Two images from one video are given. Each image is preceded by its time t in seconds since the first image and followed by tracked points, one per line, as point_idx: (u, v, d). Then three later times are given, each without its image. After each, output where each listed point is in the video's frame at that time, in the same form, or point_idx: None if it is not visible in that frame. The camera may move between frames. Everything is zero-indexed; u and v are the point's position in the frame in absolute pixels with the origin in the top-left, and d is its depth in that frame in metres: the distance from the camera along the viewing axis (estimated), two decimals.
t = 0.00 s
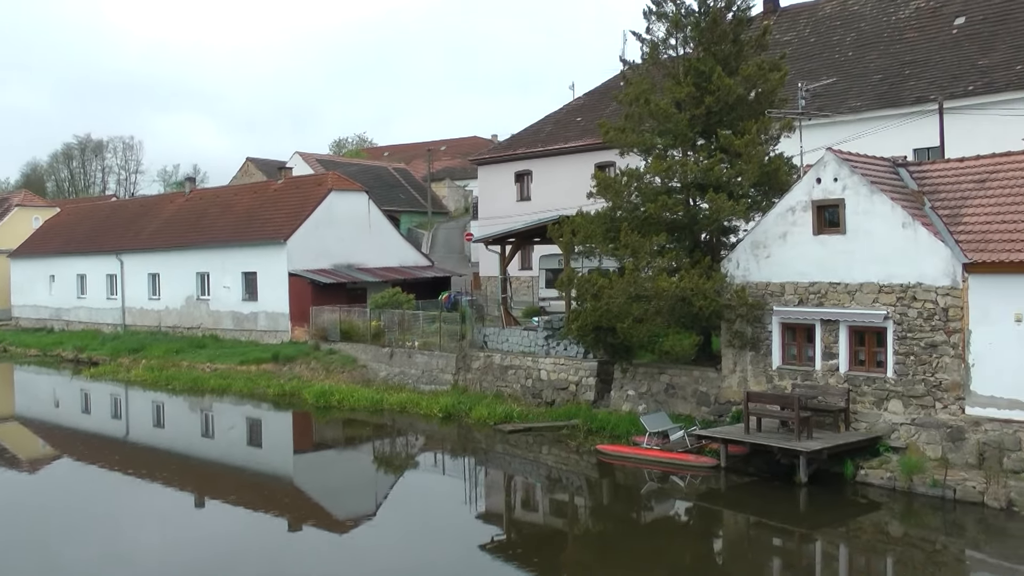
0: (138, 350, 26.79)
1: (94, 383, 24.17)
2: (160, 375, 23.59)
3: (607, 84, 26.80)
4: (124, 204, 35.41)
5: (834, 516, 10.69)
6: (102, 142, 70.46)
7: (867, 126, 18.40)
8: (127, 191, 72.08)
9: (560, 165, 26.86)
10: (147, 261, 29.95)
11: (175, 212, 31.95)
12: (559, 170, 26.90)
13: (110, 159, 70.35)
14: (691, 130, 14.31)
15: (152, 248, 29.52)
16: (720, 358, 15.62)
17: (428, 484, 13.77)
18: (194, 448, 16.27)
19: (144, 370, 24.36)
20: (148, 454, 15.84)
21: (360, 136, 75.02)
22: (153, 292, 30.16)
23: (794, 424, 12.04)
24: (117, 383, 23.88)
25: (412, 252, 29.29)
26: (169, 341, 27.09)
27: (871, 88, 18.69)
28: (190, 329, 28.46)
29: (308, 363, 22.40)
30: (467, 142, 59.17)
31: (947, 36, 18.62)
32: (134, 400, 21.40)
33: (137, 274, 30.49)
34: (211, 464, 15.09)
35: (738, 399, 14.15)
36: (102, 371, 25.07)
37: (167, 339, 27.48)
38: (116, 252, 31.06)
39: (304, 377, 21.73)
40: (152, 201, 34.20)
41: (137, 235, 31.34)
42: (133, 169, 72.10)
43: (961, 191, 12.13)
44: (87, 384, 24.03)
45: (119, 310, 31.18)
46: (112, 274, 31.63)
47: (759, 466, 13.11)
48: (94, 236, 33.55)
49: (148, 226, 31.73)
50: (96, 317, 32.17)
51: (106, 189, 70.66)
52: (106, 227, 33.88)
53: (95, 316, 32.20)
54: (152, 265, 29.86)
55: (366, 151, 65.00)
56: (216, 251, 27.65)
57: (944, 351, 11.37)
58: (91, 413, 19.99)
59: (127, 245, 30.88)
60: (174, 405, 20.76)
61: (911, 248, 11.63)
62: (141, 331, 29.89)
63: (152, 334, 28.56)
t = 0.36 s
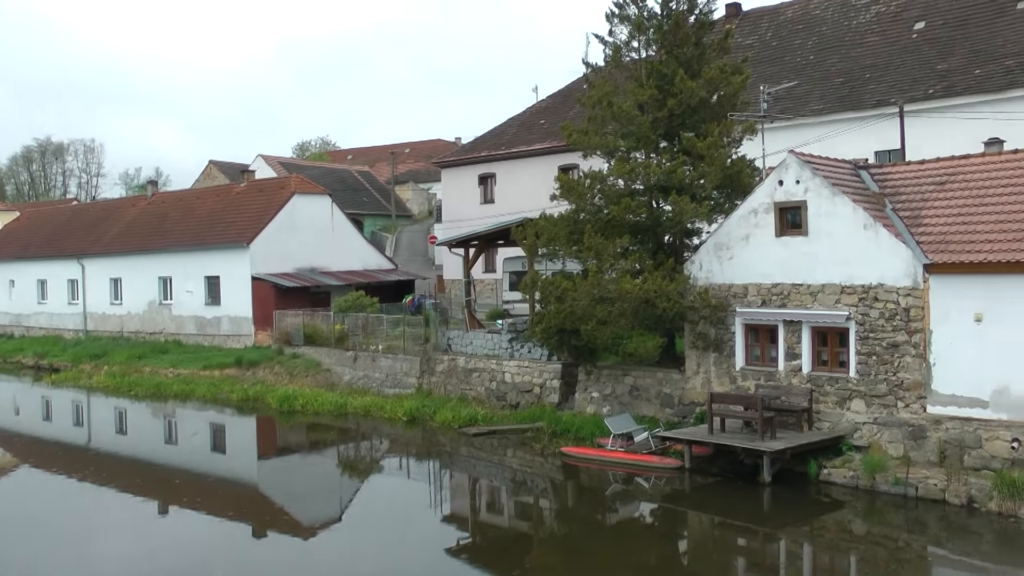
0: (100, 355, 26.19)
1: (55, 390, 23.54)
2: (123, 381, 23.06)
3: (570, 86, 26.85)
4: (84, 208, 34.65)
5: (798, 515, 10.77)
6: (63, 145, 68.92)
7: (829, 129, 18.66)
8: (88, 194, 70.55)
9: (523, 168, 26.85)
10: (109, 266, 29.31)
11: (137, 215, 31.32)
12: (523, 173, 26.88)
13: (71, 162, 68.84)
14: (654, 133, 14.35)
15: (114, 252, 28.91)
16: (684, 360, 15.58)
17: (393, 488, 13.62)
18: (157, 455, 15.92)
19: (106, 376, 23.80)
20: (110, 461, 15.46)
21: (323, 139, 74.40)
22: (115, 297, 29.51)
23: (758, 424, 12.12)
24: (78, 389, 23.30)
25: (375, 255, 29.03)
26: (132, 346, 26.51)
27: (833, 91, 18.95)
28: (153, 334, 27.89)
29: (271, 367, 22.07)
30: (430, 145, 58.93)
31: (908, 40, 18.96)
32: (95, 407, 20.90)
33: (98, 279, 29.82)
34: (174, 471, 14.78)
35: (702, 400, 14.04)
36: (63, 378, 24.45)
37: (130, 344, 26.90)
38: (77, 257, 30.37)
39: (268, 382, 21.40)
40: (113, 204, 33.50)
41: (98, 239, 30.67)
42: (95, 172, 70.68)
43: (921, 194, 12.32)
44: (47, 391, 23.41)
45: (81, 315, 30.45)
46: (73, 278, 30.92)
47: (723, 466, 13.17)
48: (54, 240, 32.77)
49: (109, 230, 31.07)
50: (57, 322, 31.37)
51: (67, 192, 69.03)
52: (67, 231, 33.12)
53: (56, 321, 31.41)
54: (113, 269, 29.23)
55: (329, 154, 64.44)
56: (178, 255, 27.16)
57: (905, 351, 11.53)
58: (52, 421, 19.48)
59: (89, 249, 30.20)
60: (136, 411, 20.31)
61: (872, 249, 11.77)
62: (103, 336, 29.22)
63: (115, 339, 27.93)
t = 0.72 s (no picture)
0: (61, 358, 25.70)
1: (14, 394, 23.03)
2: (84, 384, 22.63)
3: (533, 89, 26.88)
4: (45, 209, 33.99)
5: (761, 516, 10.85)
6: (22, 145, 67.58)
7: (789, 132, 18.90)
8: (48, 195, 69.24)
9: (486, 170, 26.82)
10: (70, 267, 28.79)
11: (98, 217, 30.79)
12: (486, 176, 26.86)
13: (30, 163, 67.51)
14: (617, 135, 14.41)
15: (74, 254, 28.41)
16: (646, 362, 15.59)
17: (357, 491, 13.51)
18: (115, 459, 15.62)
19: (66, 380, 23.35)
20: (68, 465, 15.15)
21: (287, 141, 73.74)
22: (76, 299, 28.99)
23: (721, 425, 12.19)
24: (38, 393, 22.84)
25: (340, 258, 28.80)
26: (93, 349, 26.05)
27: (795, 95, 19.16)
28: (115, 337, 27.44)
29: (234, 370, 21.80)
30: (395, 147, 58.71)
31: (869, 46, 19.26)
32: (55, 411, 20.49)
33: (59, 281, 29.28)
34: (134, 475, 14.52)
35: (665, 401, 14.08)
36: (22, 382, 23.94)
37: (91, 347, 26.43)
38: (37, 258, 29.78)
39: (231, 385, 21.13)
40: (74, 205, 32.91)
41: (59, 240, 30.11)
42: (56, 173, 69.37)
43: (882, 198, 12.49)
44: (4, 395, 22.91)
45: (41, 318, 29.87)
46: (33, 280, 30.32)
47: (686, 468, 13.21)
48: (13, 242, 32.11)
49: (70, 231, 30.51)
50: (17, 325, 30.74)
51: (26, 193, 67.70)
52: (26, 232, 32.47)
53: (16, 324, 30.78)
54: (74, 271, 28.71)
55: (294, 156, 63.95)
56: (140, 256, 26.75)
57: (867, 352, 11.67)
58: (9, 425, 19.05)
59: (49, 250, 29.64)
60: (97, 415, 19.94)
61: (835, 252, 11.90)
62: (64, 339, 28.68)
63: (75, 342, 27.43)
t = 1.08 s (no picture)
0: (21, 364, 25.22)
1: None
2: (45, 390, 22.23)
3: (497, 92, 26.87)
4: (5, 212, 33.35)
5: (726, 516, 10.91)
6: None
7: (751, 135, 19.10)
8: (7, 199, 67.93)
9: (450, 173, 26.77)
10: (31, 271, 28.29)
11: (60, 220, 30.28)
12: (450, 179, 26.81)
13: None
14: (580, 138, 14.45)
15: (35, 257, 27.92)
16: (610, 364, 15.61)
17: (320, 495, 13.39)
18: (73, 465, 15.35)
19: (27, 386, 22.91)
20: (26, 473, 14.85)
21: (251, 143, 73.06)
22: (38, 303, 28.48)
23: (685, 427, 12.25)
24: None
25: (305, 261, 28.53)
26: (55, 354, 25.60)
27: (757, 98, 19.33)
28: (77, 341, 26.99)
29: (198, 374, 21.52)
30: (359, 150, 58.40)
31: (831, 50, 19.49)
32: (14, 417, 20.10)
33: (20, 285, 28.76)
34: (94, 481, 14.27)
35: (629, 403, 14.13)
36: None
37: (52, 352, 25.98)
38: None
39: (194, 390, 20.85)
40: (35, 208, 32.33)
41: (20, 244, 29.56)
42: (16, 176, 68.09)
43: (844, 200, 12.64)
44: None
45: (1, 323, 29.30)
46: None
47: (650, 469, 13.22)
48: None
49: (31, 235, 29.97)
50: None
51: None
52: None
53: None
54: (36, 275, 28.21)
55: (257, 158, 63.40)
56: (103, 260, 26.36)
57: (830, 353, 11.79)
58: None
59: (9, 254, 29.09)
60: (57, 421, 19.59)
61: (798, 253, 12.01)
62: (25, 344, 28.18)
63: (36, 348, 26.96)
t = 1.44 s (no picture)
0: None
1: None
2: (4, 394, 21.80)
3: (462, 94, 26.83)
4: None
5: (690, 517, 10.97)
6: None
7: (715, 138, 19.28)
8: None
9: (414, 175, 26.68)
10: None
11: (21, 221, 29.76)
12: (414, 180, 26.74)
13: None
14: (544, 140, 14.46)
15: None
16: (574, 365, 15.62)
17: (284, 498, 13.27)
18: (30, 471, 15.06)
19: None
20: None
21: (215, 144, 72.27)
22: None
23: (649, 428, 12.31)
24: None
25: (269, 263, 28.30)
26: (15, 357, 25.13)
27: (721, 101, 19.48)
28: (37, 344, 26.52)
29: (161, 378, 21.23)
30: (324, 151, 58.04)
31: (794, 53, 19.71)
32: None
33: None
34: (53, 486, 14.03)
35: (593, 405, 14.15)
36: None
37: (12, 355, 25.50)
38: None
39: (157, 393, 20.58)
40: None
41: None
42: None
43: (806, 203, 12.78)
44: None
45: None
46: None
47: (615, 470, 13.26)
48: None
49: None
50: None
51: None
52: None
53: None
54: None
55: (221, 159, 62.75)
56: (65, 262, 25.94)
57: (793, 354, 11.92)
58: None
59: None
60: (16, 425, 19.23)
61: (761, 255, 12.12)
62: None
63: None
